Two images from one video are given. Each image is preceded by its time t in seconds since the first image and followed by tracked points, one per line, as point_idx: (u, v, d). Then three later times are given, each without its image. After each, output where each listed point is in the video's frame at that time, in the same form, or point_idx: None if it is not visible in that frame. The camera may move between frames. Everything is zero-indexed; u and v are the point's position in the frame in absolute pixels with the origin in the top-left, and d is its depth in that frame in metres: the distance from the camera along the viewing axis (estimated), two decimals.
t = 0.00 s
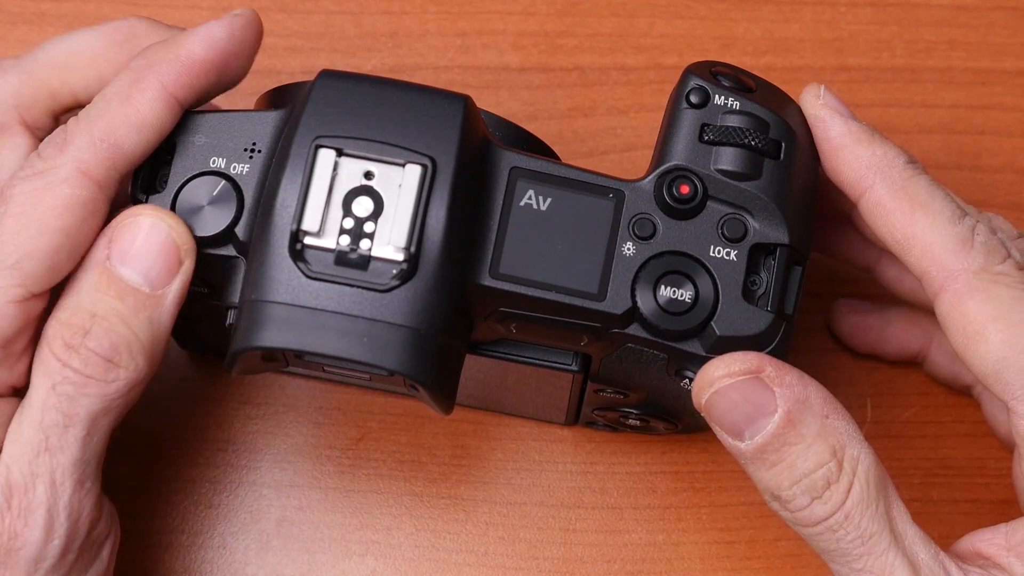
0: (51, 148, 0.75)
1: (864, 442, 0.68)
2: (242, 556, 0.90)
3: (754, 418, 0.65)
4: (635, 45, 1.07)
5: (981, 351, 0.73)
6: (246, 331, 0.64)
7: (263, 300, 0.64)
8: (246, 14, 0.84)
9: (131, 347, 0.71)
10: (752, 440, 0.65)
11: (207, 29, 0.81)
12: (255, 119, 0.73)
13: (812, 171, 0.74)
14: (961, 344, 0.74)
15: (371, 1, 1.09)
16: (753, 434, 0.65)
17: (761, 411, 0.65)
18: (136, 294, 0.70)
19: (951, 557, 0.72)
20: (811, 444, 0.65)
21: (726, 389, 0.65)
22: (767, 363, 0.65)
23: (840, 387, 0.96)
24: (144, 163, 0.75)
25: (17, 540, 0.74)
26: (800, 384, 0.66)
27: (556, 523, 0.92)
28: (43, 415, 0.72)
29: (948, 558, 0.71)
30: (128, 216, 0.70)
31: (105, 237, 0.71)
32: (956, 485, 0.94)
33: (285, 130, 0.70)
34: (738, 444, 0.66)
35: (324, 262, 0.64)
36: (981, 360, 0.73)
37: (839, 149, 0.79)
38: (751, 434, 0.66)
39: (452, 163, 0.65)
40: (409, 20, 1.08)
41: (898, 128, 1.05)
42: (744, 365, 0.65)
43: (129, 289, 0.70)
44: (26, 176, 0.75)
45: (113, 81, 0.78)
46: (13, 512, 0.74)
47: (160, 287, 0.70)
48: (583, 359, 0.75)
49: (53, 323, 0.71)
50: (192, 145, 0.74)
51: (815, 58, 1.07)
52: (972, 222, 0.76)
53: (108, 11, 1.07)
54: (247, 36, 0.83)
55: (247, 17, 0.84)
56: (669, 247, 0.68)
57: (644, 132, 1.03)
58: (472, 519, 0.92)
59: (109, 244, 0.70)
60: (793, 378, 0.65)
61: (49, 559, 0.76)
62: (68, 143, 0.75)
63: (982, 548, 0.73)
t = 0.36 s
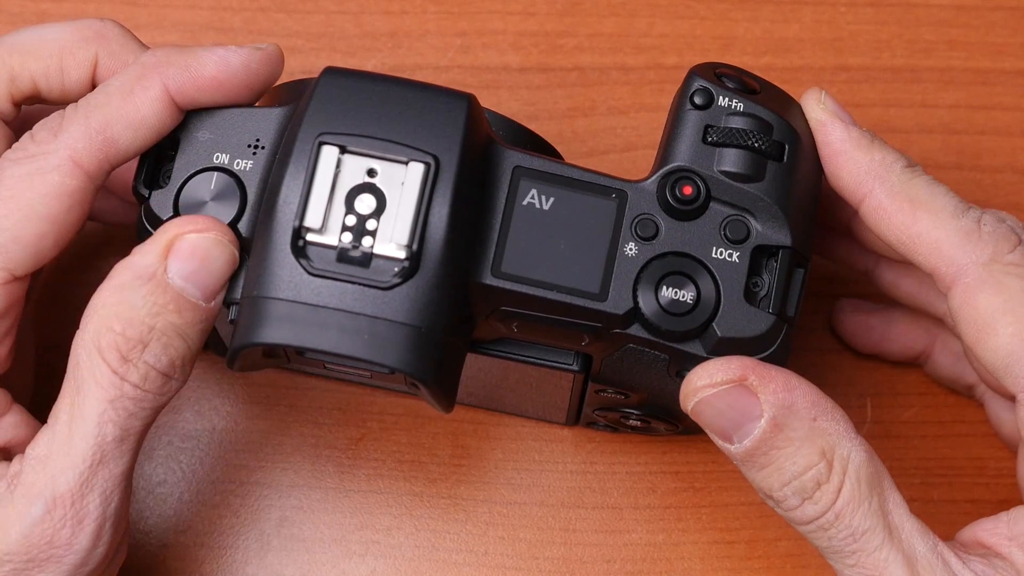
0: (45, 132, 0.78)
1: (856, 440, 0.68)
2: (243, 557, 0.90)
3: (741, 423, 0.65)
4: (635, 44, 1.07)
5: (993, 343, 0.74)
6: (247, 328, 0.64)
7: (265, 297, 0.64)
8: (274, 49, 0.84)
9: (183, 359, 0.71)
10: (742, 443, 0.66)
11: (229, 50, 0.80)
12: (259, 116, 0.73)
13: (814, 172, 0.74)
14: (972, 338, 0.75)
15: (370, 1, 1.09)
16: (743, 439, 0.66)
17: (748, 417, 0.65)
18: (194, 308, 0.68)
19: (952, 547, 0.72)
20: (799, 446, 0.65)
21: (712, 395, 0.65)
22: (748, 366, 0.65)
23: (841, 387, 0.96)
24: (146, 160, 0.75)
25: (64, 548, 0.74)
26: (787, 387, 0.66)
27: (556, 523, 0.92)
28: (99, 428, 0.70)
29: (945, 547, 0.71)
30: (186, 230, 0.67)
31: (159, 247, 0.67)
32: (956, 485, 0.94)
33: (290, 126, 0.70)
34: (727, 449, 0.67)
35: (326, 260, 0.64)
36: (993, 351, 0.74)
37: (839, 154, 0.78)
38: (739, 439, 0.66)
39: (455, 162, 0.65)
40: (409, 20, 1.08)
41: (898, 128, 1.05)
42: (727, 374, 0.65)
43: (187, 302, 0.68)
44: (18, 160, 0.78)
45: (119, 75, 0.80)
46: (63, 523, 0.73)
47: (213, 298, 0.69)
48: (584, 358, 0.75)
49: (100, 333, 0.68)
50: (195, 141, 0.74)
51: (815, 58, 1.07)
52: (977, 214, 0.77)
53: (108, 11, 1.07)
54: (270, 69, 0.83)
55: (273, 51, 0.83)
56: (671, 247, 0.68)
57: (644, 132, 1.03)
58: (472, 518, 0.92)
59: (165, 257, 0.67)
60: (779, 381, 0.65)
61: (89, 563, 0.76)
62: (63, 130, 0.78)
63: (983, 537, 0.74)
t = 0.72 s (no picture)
0: (45, 131, 0.78)
1: (860, 435, 0.68)
2: (243, 556, 0.90)
3: (745, 423, 0.65)
4: (635, 44, 1.07)
5: (1001, 341, 0.73)
6: (247, 328, 0.64)
7: (265, 297, 0.64)
8: (275, 53, 0.84)
9: (182, 358, 0.71)
10: (746, 442, 0.66)
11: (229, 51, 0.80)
12: (259, 116, 0.73)
13: (814, 172, 0.74)
14: (981, 335, 0.75)
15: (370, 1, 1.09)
16: (748, 438, 0.66)
17: (754, 416, 0.65)
18: (192, 305, 0.68)
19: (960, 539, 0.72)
20: (804, 444, 0.65)
21: (717, 395, 0.65)
22: (752, 366, 0.65)
23: (841, 387, 0.96)
24: (146, 160, 0.75)
25: (58, 543, 0.73)
26: (790, 384, 0.66)
27: (556, 523, 0.92)
28: (95, 425, 0.70)
29: (954, 539, 0.71)
30: (185, 227, 0.67)
31: (157, 244, 0.66)
32: (957, 484, 0.94)
33: (290, 125, 0.70)
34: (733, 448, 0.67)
35: (326, 260, 0.64)
36: (1000, 349, 0.73)
37: (843, 154, 0.79)
38: (745, 438, 0.66)
39: (455, 162, 0.65)
40: (409, 20, 1.08)
41: (898, 128, 1.05)
42: (730, 374, 0.65)
43: (185, 300, 0.68)
44: (17, 160, 0.78)
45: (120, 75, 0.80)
46: (57, 517, 0.73)
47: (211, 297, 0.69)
48: (585, 358, 0.75)
49: (98, 329, 0.68)
50: (195, 141, 0.74)
51: (815, 58, 1.07)
52: (982, 212, 0.77)
53: (108, 11, 1.07)
54: (270, 72, 0.83)
55: (274, 55, 0.83)
56: (671, 247, 0.68)
57: (644, 132, 1.03)
58: (472, 518, 0.92)
59: (163, 254, 0.66)
60: (782, 378, 0.65)
61: (88, 559, 0.76)
62: (63, 129, 0.78)
63: (995, 530, 0.74)
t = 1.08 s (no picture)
0: (46, 133, 0.78)
1: (859, 438, 0.68)
2: (243, 556, 0.90)
3: (746, 424, 0.65)
4: (635, 44, 1.07)
5: (994, 347, 0.74)
6: (247, 328, 0.64)
7: (265, 297, 0.64)
8: (274, 50, 0.84)
9: (179, 357, 0.70)
10: (746, 444, 0.66)
11: (228, 50, 0.80)
12: (259, 116, 0.73)
13: (814, 173, 0.74)
14: (974, 342, 0.76)
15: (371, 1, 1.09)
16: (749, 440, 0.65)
17: (754, 418, 0.65)
18: (189, 305, 0.68)
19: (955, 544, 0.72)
20: (803, 447, 0.65)
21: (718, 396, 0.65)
22: (753, 369, 0.65)
23: (841, 387, 0.96)
24: (147, 160, 0.75)
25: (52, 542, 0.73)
26: (791, 386, 0.66)
27: (556, 523, 0.92)
28: (91, 424, 0.70)
29: (951, 546, 0.70)
30: (181, 226, 0.67)
31: (154, 244, 0.67)
32: (956, 485, 0.93)
33: (290, 125, 0.70)
34: (732, 449, 0.67)
35: (327, 261, 0.64)
36: (994, 355, 0.74)
37: (841, 155, 0.78)
38: (745, 440, 0.66)
39: (456, 163, 0.65)
40: (409, 20, 1.08)
41: (898, 128, 1.05)
42: (731, 375, 0.65)
43: (182, 300, 0.68)
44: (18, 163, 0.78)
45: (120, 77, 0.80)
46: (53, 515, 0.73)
47: (209, 297, 0.69)
48: (585, 358, 0.75)
49: (94, 329, 0.68)
50: (195, 142, 0.73)
51: (815, 58, 1.07)
52: (978, 218, 0.78)
53: (108, 11, 1.07)
54: (270, 69, 0.83)
55: (273, 52, 0.83)
56: (671, 247, 0.68)
57: (644, 132, 1.03)
58: (472, 519, 0.92)
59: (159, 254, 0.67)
60: (783, 381, 0.65)
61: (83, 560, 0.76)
62: (63, 131, 0.78)
63: (990, 535, 0.74)
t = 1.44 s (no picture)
0: (50, 125, 0.79)
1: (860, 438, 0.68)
2: (242, 558, 0.90)
3: (747, 425, 0.65)
4: (635, 44, 1.07)
5: (994, 346, 0.73)
6: (248, 330, 0.64)
7: (265, 299, 0.64)
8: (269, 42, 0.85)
9: (151, 381, 0.67)
10: (746, 445, 0.66)
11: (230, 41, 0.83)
12: (258, 117, 0.72)
13: (814, 173, 0.74)
14: (971, 341, 0.75)
15: (371, 1, 1.09)
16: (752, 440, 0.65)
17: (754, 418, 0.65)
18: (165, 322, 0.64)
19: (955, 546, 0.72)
20: (803, 447, 0.66)
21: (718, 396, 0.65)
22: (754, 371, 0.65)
23: (840, 387, 0.96)
24: (144, 158, 0.73)
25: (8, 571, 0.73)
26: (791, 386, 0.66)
27: (556, 523, 0.92)
28: (62, 441, 0.70)
29: (951, 548, 0.70)
30: (164, 240, 0.63)
31: (136, 256, 0.63)
32: (956, 485, 0.94)
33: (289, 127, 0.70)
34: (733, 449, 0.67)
35: (326, 262, 0.64)
36: (993, 355, 0.73)
37: (841, 153, 0.78)
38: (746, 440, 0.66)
39: (455, 164, 0.65)
40: (409, 20, 1.08)
41: (898, 127, 1.05)
42: (732, 375, 0.65)
43: (158, 316, 0.64)
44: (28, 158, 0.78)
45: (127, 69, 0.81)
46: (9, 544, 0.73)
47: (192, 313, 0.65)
48: (585, 359, 0.75)
49: (66, 342, 0.66)
50: (192, 142, 0.72)
51: (815, 58, 1.07)
52: (978, 219, 0.77)
53: (108, 11, 1.07)
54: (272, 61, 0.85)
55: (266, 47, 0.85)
56: (671, 247, 0.69)
57: (644, 132, 1.03)
58: (472, 518, 0.92)
59: (140, 268, 0.63)
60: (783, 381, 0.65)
61: None
62: (68, 121, 0.78)
63: (989, 538, 0.74)
